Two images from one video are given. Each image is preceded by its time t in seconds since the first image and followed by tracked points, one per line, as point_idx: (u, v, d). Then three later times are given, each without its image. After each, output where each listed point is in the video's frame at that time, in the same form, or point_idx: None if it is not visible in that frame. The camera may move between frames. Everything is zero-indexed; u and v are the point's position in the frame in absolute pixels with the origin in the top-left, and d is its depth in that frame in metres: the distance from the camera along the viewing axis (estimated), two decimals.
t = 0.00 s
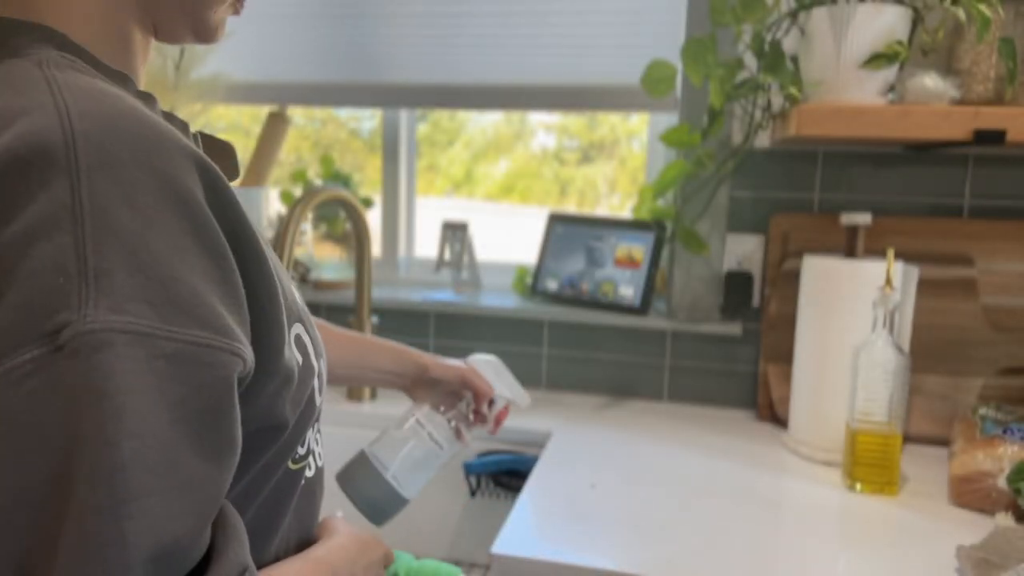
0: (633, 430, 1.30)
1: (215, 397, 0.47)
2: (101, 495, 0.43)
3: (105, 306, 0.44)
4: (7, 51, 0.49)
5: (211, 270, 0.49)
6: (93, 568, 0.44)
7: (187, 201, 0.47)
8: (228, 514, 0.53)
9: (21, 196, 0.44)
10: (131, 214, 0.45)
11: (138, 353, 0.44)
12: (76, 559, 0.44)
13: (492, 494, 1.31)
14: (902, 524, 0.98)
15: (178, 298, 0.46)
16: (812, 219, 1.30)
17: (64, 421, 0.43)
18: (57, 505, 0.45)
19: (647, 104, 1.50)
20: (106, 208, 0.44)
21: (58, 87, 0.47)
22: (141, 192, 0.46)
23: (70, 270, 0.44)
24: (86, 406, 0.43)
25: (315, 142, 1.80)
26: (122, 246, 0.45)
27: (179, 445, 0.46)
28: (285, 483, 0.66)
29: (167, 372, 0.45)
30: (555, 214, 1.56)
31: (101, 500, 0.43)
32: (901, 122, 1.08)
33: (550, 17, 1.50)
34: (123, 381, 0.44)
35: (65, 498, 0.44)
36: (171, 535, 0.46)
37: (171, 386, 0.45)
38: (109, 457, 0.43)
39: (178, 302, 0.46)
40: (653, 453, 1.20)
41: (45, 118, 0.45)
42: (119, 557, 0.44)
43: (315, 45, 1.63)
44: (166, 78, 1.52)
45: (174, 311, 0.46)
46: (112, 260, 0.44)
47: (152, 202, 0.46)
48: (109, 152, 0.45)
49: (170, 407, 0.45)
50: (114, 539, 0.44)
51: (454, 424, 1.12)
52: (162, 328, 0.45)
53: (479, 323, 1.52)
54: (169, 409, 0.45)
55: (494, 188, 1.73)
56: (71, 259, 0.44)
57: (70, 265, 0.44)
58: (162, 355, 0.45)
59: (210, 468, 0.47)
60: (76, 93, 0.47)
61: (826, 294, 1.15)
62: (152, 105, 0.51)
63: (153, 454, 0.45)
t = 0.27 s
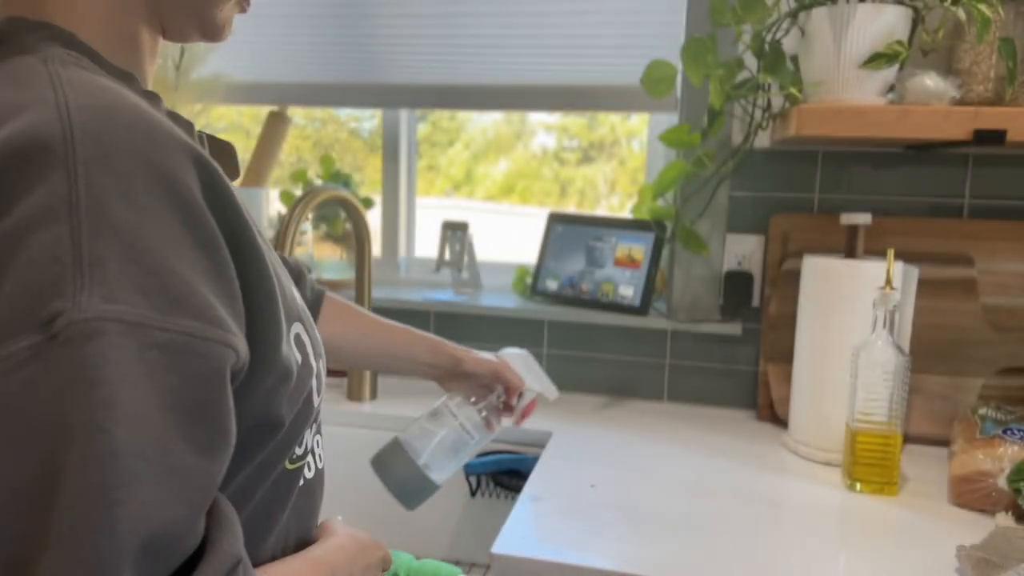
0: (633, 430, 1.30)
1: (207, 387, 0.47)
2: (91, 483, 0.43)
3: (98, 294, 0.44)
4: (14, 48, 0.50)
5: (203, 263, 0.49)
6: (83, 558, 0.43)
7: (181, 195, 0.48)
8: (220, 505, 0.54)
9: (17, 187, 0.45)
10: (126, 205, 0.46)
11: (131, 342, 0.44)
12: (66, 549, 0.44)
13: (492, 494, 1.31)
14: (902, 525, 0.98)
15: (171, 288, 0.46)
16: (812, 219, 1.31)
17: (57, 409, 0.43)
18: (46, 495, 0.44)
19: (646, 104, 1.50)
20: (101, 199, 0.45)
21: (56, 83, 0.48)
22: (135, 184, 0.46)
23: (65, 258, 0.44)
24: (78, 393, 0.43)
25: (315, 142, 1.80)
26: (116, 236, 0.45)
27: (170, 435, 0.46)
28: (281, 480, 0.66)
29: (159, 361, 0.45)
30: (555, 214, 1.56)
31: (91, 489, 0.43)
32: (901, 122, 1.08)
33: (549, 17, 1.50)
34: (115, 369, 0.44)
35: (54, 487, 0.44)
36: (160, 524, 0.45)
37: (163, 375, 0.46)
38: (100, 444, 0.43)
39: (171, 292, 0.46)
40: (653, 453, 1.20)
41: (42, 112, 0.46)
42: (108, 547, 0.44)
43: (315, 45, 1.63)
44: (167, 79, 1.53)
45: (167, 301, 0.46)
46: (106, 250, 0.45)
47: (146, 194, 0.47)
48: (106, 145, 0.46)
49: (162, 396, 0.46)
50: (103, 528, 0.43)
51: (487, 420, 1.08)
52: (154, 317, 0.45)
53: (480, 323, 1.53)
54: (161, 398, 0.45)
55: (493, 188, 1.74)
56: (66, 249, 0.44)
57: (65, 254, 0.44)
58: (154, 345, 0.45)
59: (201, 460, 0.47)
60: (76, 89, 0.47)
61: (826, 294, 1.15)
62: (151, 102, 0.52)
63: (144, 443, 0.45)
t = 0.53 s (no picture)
0: (633, 429, 1.30)
1: (188, 375, 0.47)
2: (66, 465, 0.43)
3: (80, 279, 0.45)
4: (21, 42, 0.52)
5: (187, 255, 0.50)
6: (55, 541, 0.43)
7: (166, 187, 0.49)
8: (203, 497, 0.54)
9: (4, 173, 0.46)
10: (109, 193, 0.46)
11: (110, 326, 0.45)
12: (39, 529, 0.43)
13: (492, 494, 1.31)
14: (902, 524, 0.98)
15: (152, 275, 0.47)
16: (811, 219, 1.31)
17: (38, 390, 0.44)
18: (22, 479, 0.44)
19: (646, 103, 1.50)
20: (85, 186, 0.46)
21: (51, 78, 0.49)
22: (121, 174, 0.47)
23: (49, 243, 0.45)
24: (57, 374, 0.43)
25: (315, 142, 1.80)
26: (99, 223, 0.46)
27: (148, 422, 0.46)
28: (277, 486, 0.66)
29: (139, 346, 0.46)
30: (555, 214, 1.56)
31: (66, 472, 0.43)
32: (900, 122, 1.08)
33: (549, 18, 1.50)
34: (95, 353, 0.44)
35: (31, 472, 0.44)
36: (134, 512, 0.45)
37: (142, 361, 0.46)
38: (76, 426, 0.43)
39: (152, 280, 0.47)
40: (653, 452, 1.20)
41: (34, 104, 0.47)
42: (80, 529, 0.43)
43: (315, 45, 1.63)
44: (167, 79, 1.54)
45: (149, 288, 0.47)
46: (89, 236, 0.45)
47: (130, 183, 0.47)
48: (94, 136, 0.47)
49: (141, 382, 0.46)
50: (76, 512, 0.43)
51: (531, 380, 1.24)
52: (136, 304, 0.46)
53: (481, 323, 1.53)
54: (140, 384, 0.46)
55: (493, 188, 1.79)
56: (51, 234, 0.45)
57: (50, 239, 0.45)
58: (135, 331, 0.46)
59: (180, 449, 0.47)
60: (72, 83, 0.49)
61: (825, 294, 1.15)
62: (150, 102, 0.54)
63: (121, 427, 0.45)
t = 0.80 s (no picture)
0: (633, 429, 1.30)
1: (174, 355, 0.47)
2: (49, 441, 0.43)
3: (65, 257, 0.45)
4: (19, 35, 0.52)
5: (175, 238, 0.50)
6: (37, 515, 0.43)
7: (156, 170, 0.49)
8: (191, 486, 0.53)
9: None
10: (96, 174, 0.46)
11: (95, 304, 0.45)
12: (21, 504, 0.43)
13: (492, 494, 1.31)
14: (902, 525, 0.98)
15: (139, 256, 0.47)
16: (812, 219, 1.31)
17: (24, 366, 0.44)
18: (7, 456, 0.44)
19: (646, 103, 1.50)
20: (72, 165, 0.46)
21: (43, 65, 0.49)
22: (109, 155, 0.47)
23: (36, 221, 0.45)
24: (43, 351, 0.43)
25: (315, 142, 1.80)
26: (85, 203, 0.46)
27: (132, 400, 0.46)
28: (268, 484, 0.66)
29: (125, 325, 0.46)
30: (555, 213, 1.56)
31: (50, 448, 0.43)
32: (900, 122, 1.08)
33: (550, 18, 1.50)
34: (80, 331, 0.44)
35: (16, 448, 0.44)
36: (117, 490, 0.45)
37: (128, 340, 0.46)
38: (59, 400, 0.43)
39: (139, 261, 0.47)
40: (653, 452, 1.20)
41: (26, 89, 0.48)
42: (61, 502, 0.43)
43: (315, 46, 1.63)
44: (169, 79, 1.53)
45: (135, 269, 0.47)
46: (76, 215, 0.45)
47: (118, 164, 0.47)
48: (84, 118, 0.47)
49: (126, 361, 0.46)
50: (59, 489, 0.43)
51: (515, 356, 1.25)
52: (122, 284, 0.46)
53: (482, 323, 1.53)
54: (126, 362, 0.46)
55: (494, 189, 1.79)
56: (39, 214, 0.45)
57: (38, 219, 0.45)
58: (121, 310, 0.46)
59: (166, 429, 0.47)
60: (64, 70, 0.49)
61: (825, 294, 1.15)
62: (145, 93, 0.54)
63: (105, 404, 0.45)
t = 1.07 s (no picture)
0: (633, 430, 1.30)
1: (197, 347, 0.48)
2: (78, 433, 0.44)
3: (91, 252, 0.46)
4: (27, 38, 0.53)
5: (196, 232, 0.50)
6: (70, 504, 0.44)
7: (174, 169, 0.49)
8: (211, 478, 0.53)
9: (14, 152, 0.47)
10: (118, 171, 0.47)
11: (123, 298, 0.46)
12: (55, 493, 0.44)
13: (492, 494, 1.31)
14: (902, 525, 0.98)
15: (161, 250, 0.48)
16: (812, 219, 1.31)
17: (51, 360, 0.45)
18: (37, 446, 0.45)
19: (646, 103, 1.50)
20: (93, 162, 0.47)
21: (60, 65, 0.50)
22: (130, 152, 0.48)
23: (60, 219, 0.46)
24: (72, 344, 0.44)
25: (315, 142, 1.80)
26: (110, 199, 0.46)
27: (160, 391, 0.47)
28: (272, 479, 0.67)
29: (150, 318, 0.47)
30: (555, 213, 1.56)
31: (79, 437, 0.44)
32: (900, 122, 1.08)
33: (550, 18, 1.50)
34: (106, 323, 0.45)
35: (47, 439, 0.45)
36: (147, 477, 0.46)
37: (154, 331, 0.47)
38: (92, 390, 0.44)
39: (160, 255, 0.48)
40: (653, 452, 1.20)
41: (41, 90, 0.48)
42: (96, 489, 0.44)
43: (315, 46, 1.63)
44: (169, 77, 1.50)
45: (160, 263, 0.47)
46: (99, 212, 0.46)
47: (137, 162, 0.48)
48: (105, 117, 0.48)
49: (151, 352, 0.47)
50: (89, 478, 0.44)
51: (433, 347, 1.31)
52: (144, 277, 0.47)
53: (482, 323, 1.53)
54: (151, 354, 0.47)
55: (493, 188, 1.77)
56: (63, 211, 0.46)
57: (63, 216, 0.46)
58: (145, 303, 0.46)
59: (192, 418, 0.48)
60: (81, 70, 0.49)
61: (826, 294, 1.15)
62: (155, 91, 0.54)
63: (135, 394, 0.46)
